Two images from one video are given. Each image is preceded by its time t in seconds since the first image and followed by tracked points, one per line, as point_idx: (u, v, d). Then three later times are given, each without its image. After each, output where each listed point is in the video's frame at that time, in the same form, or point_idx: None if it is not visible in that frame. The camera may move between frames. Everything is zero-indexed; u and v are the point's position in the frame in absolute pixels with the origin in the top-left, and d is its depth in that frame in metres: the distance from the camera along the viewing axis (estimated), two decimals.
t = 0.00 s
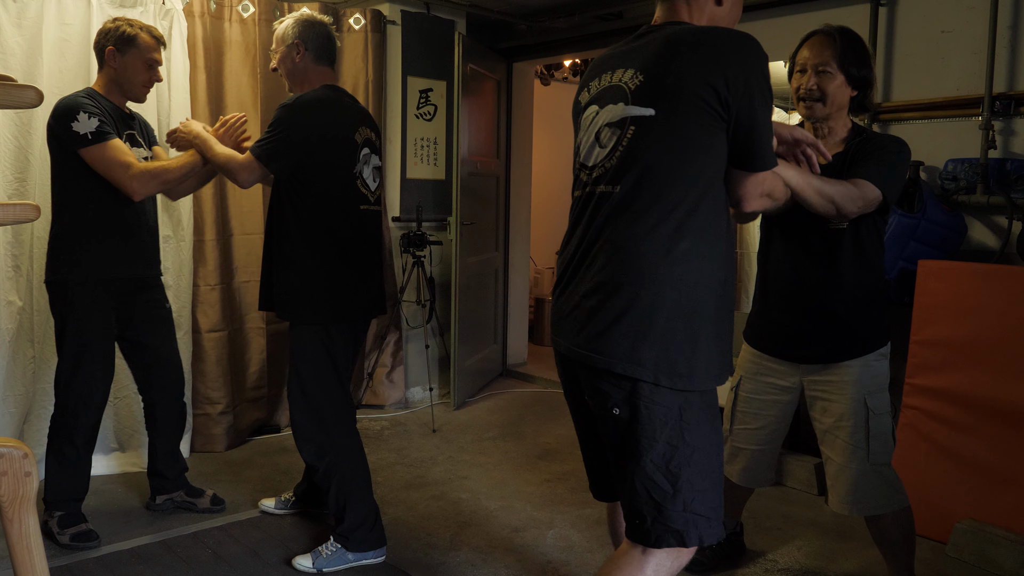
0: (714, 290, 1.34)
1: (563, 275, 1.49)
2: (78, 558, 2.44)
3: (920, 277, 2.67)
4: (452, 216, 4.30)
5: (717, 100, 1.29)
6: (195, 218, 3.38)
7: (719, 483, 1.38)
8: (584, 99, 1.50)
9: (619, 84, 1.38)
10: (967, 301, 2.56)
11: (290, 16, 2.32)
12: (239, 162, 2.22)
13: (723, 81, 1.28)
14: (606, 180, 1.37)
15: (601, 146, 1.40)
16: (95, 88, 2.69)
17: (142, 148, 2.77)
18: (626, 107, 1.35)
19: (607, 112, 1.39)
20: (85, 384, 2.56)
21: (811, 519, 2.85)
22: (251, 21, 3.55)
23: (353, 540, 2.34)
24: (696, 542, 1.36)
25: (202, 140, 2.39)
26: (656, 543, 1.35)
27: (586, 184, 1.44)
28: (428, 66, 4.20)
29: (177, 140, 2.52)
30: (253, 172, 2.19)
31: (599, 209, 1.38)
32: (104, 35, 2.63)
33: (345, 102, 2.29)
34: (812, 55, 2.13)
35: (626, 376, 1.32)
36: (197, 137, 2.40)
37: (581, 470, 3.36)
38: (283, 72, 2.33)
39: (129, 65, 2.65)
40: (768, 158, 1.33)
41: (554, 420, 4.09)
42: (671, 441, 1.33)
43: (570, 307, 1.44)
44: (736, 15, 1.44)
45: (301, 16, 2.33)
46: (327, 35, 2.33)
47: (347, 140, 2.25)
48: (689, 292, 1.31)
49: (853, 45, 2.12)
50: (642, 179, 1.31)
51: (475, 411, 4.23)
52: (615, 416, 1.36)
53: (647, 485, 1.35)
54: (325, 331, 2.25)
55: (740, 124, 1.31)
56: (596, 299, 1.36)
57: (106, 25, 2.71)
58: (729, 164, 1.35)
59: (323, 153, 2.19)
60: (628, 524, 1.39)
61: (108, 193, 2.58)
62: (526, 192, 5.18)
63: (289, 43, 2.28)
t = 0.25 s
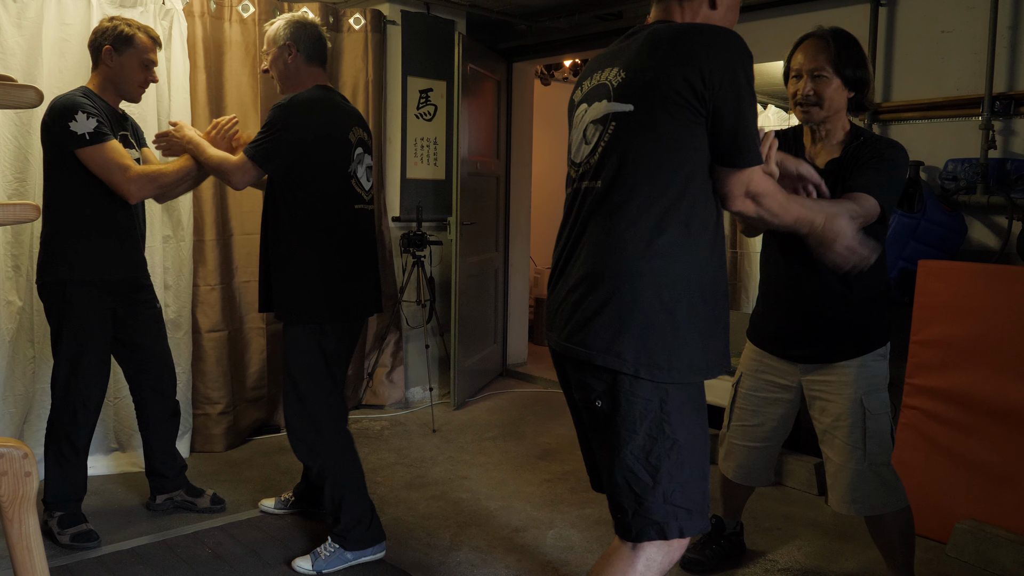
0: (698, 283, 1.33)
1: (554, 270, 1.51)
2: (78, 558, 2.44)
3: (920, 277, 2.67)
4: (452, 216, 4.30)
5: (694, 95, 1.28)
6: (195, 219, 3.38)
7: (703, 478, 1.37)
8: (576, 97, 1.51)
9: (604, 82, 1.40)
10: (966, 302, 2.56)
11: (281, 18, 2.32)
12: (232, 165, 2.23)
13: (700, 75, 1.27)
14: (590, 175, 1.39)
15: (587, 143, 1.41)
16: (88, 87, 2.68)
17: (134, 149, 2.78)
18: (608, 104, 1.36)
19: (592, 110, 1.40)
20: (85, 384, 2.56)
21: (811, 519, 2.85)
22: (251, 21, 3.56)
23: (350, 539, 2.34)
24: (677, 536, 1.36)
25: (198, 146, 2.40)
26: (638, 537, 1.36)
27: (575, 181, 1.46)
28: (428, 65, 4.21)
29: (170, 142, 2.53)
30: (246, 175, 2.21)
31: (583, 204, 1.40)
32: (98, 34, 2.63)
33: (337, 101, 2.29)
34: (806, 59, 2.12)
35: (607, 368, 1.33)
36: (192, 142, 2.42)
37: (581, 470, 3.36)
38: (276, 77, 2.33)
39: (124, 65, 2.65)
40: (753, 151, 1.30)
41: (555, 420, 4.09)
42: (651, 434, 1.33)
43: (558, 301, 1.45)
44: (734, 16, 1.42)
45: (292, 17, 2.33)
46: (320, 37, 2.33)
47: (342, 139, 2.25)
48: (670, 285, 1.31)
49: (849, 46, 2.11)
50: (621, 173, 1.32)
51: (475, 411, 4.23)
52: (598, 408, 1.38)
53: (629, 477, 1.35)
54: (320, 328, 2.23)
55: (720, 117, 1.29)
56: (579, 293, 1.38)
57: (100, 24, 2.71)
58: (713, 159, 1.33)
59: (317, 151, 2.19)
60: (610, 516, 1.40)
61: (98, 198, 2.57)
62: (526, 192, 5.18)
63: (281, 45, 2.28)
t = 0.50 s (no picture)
0: (695, 280, 1.33)
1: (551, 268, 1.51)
2: (78, 558, 2.44)
3: (920, 278, 2.67)
4: (452, 216, 4.30)
5: (693, 99, 1.29)
6: (195, 218, 3.38)
7: (696, 474, 1.37)
8: (575, 97, 1.51)
9: (602, 83, 1.40)
10: (968, 302, 2.55)
11: (279, 14, 2.32)
12: (226, 166, 2.22)
13: (700, 79, 1.28)
14: (588, 175, 1.39)
15: (585, 144, 1.41)
16: (92, 87, 2.69)
17: (138, 148, 2.77)
18: (607, 105, 1.36)
19: (590, 110, 1.40)
20: (85, 384, 2.56)
21: (811, 519, 2.85)
22: (251, 20, 3.56)
23: (330, 552, 2.27)
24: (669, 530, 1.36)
25: (194, 142, 2.37)
26: (630, 531, 1.36)
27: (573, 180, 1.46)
28: (428, 65, 4.21)
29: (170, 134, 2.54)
30: (240, 177, 2.20)
31: (581, 203, 1.40)
32: (101, 32, 2.62)
33: (332, 100, 2.29)
34: (793, 62, 2.09)
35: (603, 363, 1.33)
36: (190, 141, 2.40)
37: (581, 470, 3.36)
38: (271, 72, 2.34)
39: (128, 64, 2.66)
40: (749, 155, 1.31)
41: (555, 420, 4.08)
42: (645, 428, 1.34)
43: (555, 298, 1.45)
44: (726, 16, 1.42)
45: (288, 15, 2.32)
46: (316, 35, 2.33)
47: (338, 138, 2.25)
48: (665, 282, 1.31)
49: (838, 47, 2.07)
50: (619, 173, 1.32)
51: (475, 411, 4.23)
52: (595, 403, 1.38)
53: (622, 472, 1.35)
54: (315, 329, 2.22)
55: (719, 122, 1.29)
56: (576, 290, 1.38)
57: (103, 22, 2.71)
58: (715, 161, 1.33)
59: (314, 150, 2.19)
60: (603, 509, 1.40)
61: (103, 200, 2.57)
62: (526, 192, 5.18)
63: (277, 42, 2.28)
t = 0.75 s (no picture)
0: (705, 277, 1.36)
1: (559, 267, 1.48)
2: (78, 558, 2.44)
3: (920, 277, 2.67)
4: (452, 216, 4.30)
5: (716, 107, 1.30)
6: (194, 219, 3.39)
7: (709, 469, 1.38)
8: (585, 95, 1.48)
9: (619, 84, 1.38)
10: (967, 302, 2.56)
11: (283, 10, 2.32)
12: (230, 169, 2.20)
13: (726, 88, 1.29)
14: (606, 175, 1.36)
15: (601, 144, 1.39)
16: (118, 91, 2.69)
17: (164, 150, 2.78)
18: (627, 107, 1.34)
19: (607, 110, 1.38)
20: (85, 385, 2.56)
21: (811, 519, 2.85)
22: (251, 21, 3.56)
23: (330, 553, 2.26)
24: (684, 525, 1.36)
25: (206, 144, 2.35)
26: (647, 528, 1.35)
27: (584, 180, 1.43)
28: (428, 65, 4.21)
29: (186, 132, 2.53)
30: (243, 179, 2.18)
31: (598, 202, 1.38)
32: (125, 37, 2.63)
33: (336, 96, 2.29)
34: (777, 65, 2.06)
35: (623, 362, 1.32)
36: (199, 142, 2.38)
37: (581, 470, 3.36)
38: (276, 68, 2.34)
39: (152, 66, 2.65)
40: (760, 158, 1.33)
41: (554, 420, 4.09)
42: (662, 424, 1.33)
43: (567, 297, 1.42)
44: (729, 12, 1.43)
45: (296, 11, 2.32)
46: (321, 30, 2.33)
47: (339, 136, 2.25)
48: (682, 280, 1.33)
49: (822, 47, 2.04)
50: (643, 175, 1.31)
51: (475, 411, 4.23)
52: (608, 401, 1.35)
53: (639, 468, 1.34)
54: (312, 330, 2.22)
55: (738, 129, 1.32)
56: (594, 290, 1.36)
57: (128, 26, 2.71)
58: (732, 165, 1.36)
59: (318, 148, 2.20)
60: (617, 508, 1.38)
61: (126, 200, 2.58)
62: (526, 192, 5.18)
63: (280, 40, 2.28)
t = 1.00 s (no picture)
0: (707, 277, 1.34)
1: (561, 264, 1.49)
2: (78, 558, 2.43)
3: (920, 278, 2.67)
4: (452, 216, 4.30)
5: (718, 107, 1.30)
6: (194, 219, 3.39)
7: (706, 468, 1.38)
8: (591, 96, 1.50)
9: (624, 85, 1.39)
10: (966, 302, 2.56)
11: (286, 13, 2.32)
12: (235, 169, 2.18)
13: (728, 89, 1.30)
14: (609, 173, 1.37)
15: (605, 143, 1.40)
16: (131, 91, 2.69)
17: (173, 151, 2.77)
18: (631, 107, 1.35)
19: (611, 110, 1.39)
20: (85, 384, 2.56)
21: (811, 519, 2.85)
22: (251, 21, 3.56)
23: (329, 552, 2.25)
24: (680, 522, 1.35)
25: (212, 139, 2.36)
26: (642, 524, 1.34)
27: (588, 179, 1.44)
28: (428, 65, 4.21)
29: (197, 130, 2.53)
30: (248, 180, 2.16)
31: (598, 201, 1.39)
32: (140, 38, 2.63)
33: (340, 99, 2.30)
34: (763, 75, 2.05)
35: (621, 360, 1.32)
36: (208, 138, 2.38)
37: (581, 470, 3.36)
38: (280, 71, 2.34)
39: (166, 69, 2.65)
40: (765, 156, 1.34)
41: (554, 420, 4.09)
42: (660, 422, 1.33)
43: (567, 294, 1.43)
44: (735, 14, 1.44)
45: (300, 13, 2.32)
46: (323, 32, 2.31)
47: (342, 139, 2.25)
48: (682, 279, 1.32)
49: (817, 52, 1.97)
50: (643, 173, 1.31)
51: (475, 411, 4.23)
52: (607, 399, 1.36)
53: (636, 464, 1.34)
54: (310, 331, 2.22)
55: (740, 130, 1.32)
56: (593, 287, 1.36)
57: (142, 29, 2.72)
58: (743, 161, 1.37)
59: (321, 150, 2.20)
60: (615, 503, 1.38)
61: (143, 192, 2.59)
62: (526, 192, 5.18)
63: (283, 42, 2.28)
